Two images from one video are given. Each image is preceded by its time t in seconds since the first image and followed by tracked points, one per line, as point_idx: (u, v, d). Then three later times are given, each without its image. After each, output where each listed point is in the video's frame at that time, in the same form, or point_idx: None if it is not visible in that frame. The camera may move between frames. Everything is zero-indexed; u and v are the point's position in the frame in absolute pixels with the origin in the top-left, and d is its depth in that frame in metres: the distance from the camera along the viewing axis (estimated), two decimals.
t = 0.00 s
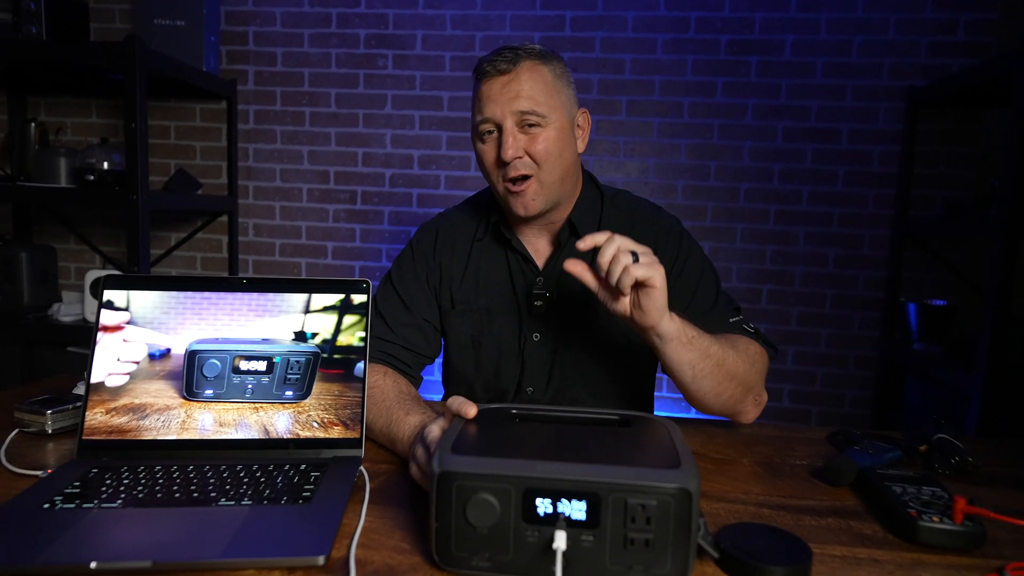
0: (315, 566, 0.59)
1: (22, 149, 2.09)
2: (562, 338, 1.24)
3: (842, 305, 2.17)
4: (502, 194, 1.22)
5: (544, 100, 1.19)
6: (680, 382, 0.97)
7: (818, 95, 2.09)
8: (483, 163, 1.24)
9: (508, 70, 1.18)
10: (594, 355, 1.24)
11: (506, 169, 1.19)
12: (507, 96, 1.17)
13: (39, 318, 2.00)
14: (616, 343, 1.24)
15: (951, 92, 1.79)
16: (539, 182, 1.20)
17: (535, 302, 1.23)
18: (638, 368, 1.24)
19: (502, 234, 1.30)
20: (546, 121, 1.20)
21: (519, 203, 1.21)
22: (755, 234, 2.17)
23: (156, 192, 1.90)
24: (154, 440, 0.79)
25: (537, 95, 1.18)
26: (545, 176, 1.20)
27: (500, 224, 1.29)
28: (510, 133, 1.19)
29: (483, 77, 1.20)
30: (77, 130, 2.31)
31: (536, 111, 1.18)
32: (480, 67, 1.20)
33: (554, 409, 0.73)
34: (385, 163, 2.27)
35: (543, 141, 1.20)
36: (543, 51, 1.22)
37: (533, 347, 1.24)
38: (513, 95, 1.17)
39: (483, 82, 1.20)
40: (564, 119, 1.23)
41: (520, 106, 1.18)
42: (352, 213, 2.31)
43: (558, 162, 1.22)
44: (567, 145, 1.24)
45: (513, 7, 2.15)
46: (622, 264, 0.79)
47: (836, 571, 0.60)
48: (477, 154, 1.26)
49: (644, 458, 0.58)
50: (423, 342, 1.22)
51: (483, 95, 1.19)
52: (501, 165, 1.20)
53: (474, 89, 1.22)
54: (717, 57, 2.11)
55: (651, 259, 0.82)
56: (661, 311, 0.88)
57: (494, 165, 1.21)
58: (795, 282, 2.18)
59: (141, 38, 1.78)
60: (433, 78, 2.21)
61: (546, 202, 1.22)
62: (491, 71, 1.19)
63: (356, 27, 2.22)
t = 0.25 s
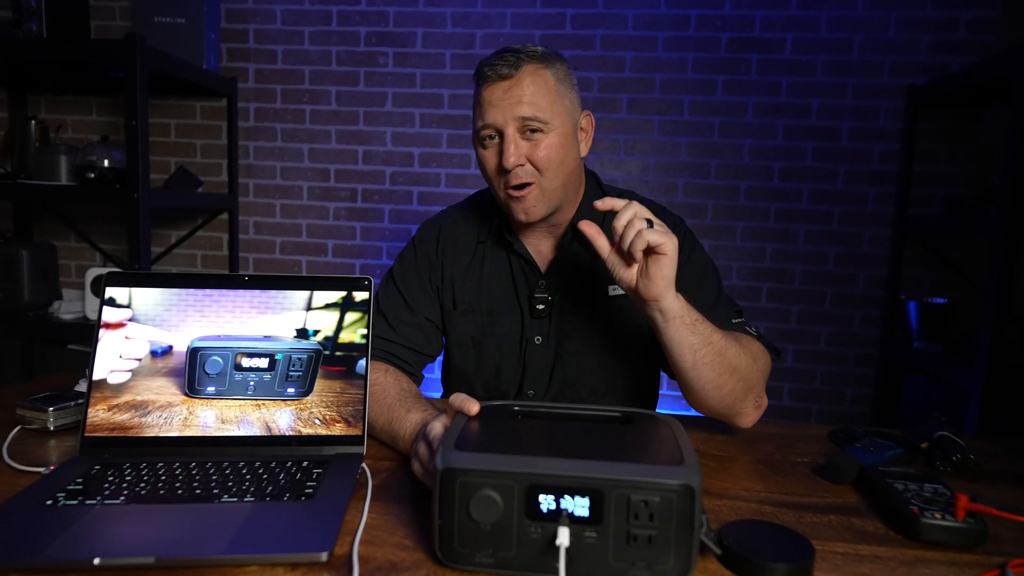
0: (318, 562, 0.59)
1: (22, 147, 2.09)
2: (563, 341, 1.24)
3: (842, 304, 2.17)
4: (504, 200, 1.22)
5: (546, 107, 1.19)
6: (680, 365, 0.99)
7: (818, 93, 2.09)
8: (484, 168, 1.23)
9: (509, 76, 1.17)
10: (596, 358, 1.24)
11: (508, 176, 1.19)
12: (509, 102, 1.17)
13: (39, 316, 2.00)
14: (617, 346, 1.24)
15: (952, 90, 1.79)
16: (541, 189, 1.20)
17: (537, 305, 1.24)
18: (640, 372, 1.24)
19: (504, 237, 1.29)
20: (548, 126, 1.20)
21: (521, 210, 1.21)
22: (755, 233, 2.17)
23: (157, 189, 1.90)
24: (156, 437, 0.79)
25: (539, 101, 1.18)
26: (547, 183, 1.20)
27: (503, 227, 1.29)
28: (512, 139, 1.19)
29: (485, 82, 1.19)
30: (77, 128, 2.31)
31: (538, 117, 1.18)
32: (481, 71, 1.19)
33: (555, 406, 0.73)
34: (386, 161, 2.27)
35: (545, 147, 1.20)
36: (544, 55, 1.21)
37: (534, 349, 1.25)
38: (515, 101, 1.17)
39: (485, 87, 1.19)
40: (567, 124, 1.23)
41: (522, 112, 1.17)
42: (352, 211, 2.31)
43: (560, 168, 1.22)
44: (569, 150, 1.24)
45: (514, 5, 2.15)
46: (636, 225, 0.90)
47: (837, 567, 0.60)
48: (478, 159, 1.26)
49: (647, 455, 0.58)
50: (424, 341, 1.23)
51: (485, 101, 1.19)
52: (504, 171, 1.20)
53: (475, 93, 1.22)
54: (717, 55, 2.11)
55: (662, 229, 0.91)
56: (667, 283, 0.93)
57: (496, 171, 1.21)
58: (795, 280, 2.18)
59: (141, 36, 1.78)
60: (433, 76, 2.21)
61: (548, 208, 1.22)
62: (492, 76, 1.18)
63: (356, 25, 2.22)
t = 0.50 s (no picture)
0: (321, 561, 0.59)
1: (22, 143, 2.09)
2: (563, 342, 1.24)
3: (842, 302, 2.17)
4: (505, 197, 1.21)
5: (549, 103, 1.18)
6: (687, 386, 0.96)
7: (820, 91, 2.09)
8: (486, 165, 1.23)
9: (512, 72, 1.17)
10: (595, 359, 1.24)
11: (510, 173, 1.19)
12: (511, 98, 1.17)
13: (40, 312, 2.00)
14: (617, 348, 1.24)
15: (954, 89, 1.79)
16: (543, 186, 1.19)
17: (537, 305, 1.24)
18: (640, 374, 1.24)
19: (506, 237, 1.29)
20: (551, 124, 1.19)
21: (522, 207, 1.21)
22: (756, 231, 2.17)
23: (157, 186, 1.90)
24: (158, 435, 0.79)
25: (541, 97, 1.18)
26: (549, 180, 1.20)
27: (505, 226, 1.29)
28: (514, 136, 1.19)
29: (486, 79, 1.19)
30: (77, 124, 2.30)
31: (540, 114, 1.18)
32: (483, 68, 1.19)
33: (558, 405, 0.74)
34: (387, 158, 2.26)
35: (547, 145, 1.19)
36: (547, 52, 1.21)
37: (534, 350, 1.25)
38: (517, 98, 1.17)
39: (487, 83, 1.19)
40: (569, 121, 1.22)
41: (524, 109, 1.17)
42: (353, 208, 2.30)
43: (563, 165, 1.21)
44: (572, 148, 1.23)
45: (515, 2, 2.14)
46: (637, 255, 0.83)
47: (841, 567, 0.60)
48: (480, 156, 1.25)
49: (651, 454, 0.58)
50: (425, 340, 1.23)
51: (487, 97, 1.18)
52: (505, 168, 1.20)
53: (477, 90, 1.21)
54: (719, 52, 2.10)
55: (665, 255, 0.85)
56: (673, 309, 0.88)
57: (497, 168, 1.21)
58: (796, 278, 2.18)
59: (142, 32, 1.77)
60: (434, 73, 2.20)
61: (549, 205, 1.21)
62: (494, 73, 1.18)
63: (357, 21, 2.22)
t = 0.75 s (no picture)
0: (325, 562, 0.59)
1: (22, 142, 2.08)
2: (565, 339, 1.24)
3: (843, 300, 2.17)
4: (510, 193, 1.21)
5: (556, 100, 1.18)
6: (689, 379, 0.96)
7: (822, 90, 2.09)
8: (491, 160, 1.22)
9: (520, 68, 1.16)
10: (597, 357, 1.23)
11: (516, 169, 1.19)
12: (519, 95, 1.16)
13: (40, 311, 1.99)
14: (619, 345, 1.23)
15: (955, 87, 1.79)
16: (549, 183, 1.19)
17: (540, 303, 1.24)
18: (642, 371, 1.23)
19: (508, 234, 1.29)
20: (558, 121, 1.19)
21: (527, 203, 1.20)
22: (758, 229, 2.17)
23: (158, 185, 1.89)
24: (160, 435, 0.79)
25: (549, 94, 1.17)
26: (555, 177, 1.20)
27: (507, 224, 1.29)
28: (520, 133, 1.19)
29: (494, 74, 1.18)
30: (77, 122, 2.30)
31: (548, 111, 1.17)
32: (491, 63, 1.18)
33: (561, 405, 0.73)
34: (387, 157, 2.26)
35: (554, 142, 1.19)
36: (555, 48, 1.20)
37: (536, 347, 1.24)
38: (525, 94, 1.16)
39: (494, 78, 1.18)
40: (575, 119, 1.22)
41: (532, 106, 1.17)
42: (353, 207, 2.30)
43: (568, 163, 1.21)
44: (577, 146, 1.24)
45: None
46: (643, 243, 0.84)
47: (846, 567, 0.60)
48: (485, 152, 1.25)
49: (656, 454, 0.58)
50: (427, 339, 1.22)
51: (494, 93, 1.18)
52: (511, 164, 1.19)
53: (484, 85, 1.20)
54: (720, 51, 2.10)
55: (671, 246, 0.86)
56: (677, 302, 0.89)
57: (503, 164, 1.20)
58: (797, 277, 2.18)
59: (142, 30, 1.77)
60: (435, 71, 2.20)
61: (553, 202, 1.21)
62: (502, 68, 1.17)
63: (357, 20, 2.21)
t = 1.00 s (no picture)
0: (327, 561, 0.59)
1: (21, 139, 2.08)
2: (566, 332, 1.24)
3: (844, 299, 2.17)
4: (513, 186, 1.20)
5: (562, 94, 1.18)
6: (705, 396, 0.96)
7: (822, 88, 2.08)
8: (494, 153, 1.22)
9: (527, 61, 1.16)
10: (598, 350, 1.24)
11: (520, 162, 1.18)
12: (525, 87, 1.16)
13: (40, 310, 1.99)
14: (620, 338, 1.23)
15: (956, 86, 1.78)
16: (552, 177, 1.19)
17: (542, 296, 1.24)
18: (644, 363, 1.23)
19: (508, 229, 1.29)
20: (563, 115, 1.19)
21: (529, 196, 1.20)
22: (758, 228, 2.16)
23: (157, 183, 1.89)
24: (161, 434, 0.79)
25: (554, 88, 1.17)
26: (558, 171, 1.19)
27: (507, 218, 1.28)
28: (525, 126, 1.18)
29: (500, 66, 1.17)
30: (76, 120, 2.29)
31: (553, 105, 1.17)
32: (497, 55, 1.18)
33: (563, 403, 0.73)
34: (387, 155, 2.26)
35: (558, 136, 1.19)
36: (561, 43, 1.20)
37: (538, 341, 1.24)
38: (531, 87, 1.16)
39: (499, 71, 1.17)
40: (579, 114, 1.22)
41: (537, 99, 1.16)
42: (353, 205, 2.30)
43: (572, 157, 1.21)
44: (581, 141, 1.24)
45: None
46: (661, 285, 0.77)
47: (849, 567, 0.60)
48: (488, 144, 1.24)
49: (659, 454, 0.58)
50: (428, 336, 1.22)
51: (500, 85, 1.17)
52: (515, 157, 1.19)
53: (488, 77, 1.20)
54: (720, 49, 2.10)
55: (688, 282, 0.80)
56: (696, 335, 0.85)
57: (507, 156, 1.20)
58: (797, 276, 2.17)
59: (141, 28, 1.76)
60: (435, 69, 2.19)
61: (555, 195, 1.21)
62: (508, 60, 1.17)
63: (357, 17, 2.21)
